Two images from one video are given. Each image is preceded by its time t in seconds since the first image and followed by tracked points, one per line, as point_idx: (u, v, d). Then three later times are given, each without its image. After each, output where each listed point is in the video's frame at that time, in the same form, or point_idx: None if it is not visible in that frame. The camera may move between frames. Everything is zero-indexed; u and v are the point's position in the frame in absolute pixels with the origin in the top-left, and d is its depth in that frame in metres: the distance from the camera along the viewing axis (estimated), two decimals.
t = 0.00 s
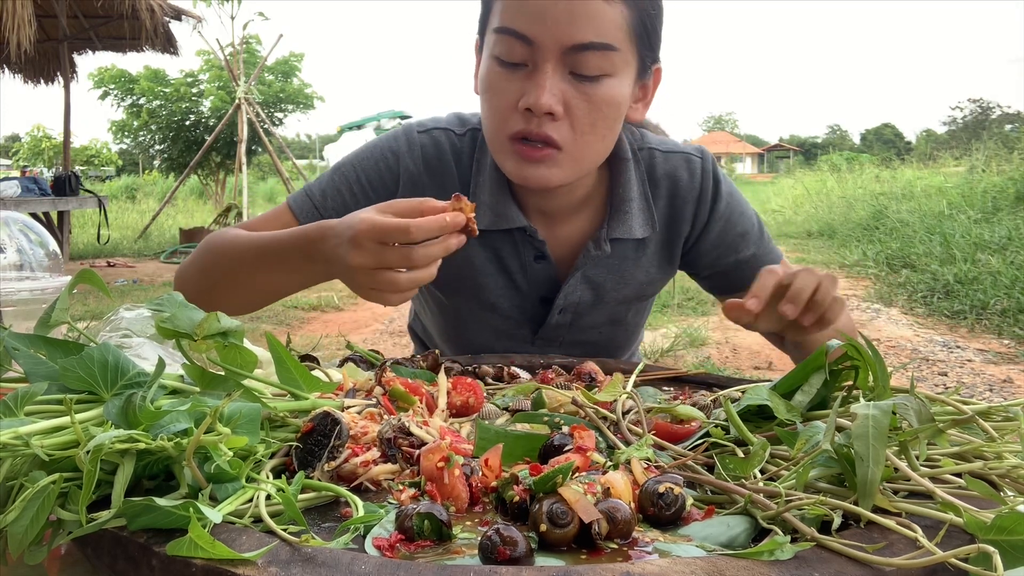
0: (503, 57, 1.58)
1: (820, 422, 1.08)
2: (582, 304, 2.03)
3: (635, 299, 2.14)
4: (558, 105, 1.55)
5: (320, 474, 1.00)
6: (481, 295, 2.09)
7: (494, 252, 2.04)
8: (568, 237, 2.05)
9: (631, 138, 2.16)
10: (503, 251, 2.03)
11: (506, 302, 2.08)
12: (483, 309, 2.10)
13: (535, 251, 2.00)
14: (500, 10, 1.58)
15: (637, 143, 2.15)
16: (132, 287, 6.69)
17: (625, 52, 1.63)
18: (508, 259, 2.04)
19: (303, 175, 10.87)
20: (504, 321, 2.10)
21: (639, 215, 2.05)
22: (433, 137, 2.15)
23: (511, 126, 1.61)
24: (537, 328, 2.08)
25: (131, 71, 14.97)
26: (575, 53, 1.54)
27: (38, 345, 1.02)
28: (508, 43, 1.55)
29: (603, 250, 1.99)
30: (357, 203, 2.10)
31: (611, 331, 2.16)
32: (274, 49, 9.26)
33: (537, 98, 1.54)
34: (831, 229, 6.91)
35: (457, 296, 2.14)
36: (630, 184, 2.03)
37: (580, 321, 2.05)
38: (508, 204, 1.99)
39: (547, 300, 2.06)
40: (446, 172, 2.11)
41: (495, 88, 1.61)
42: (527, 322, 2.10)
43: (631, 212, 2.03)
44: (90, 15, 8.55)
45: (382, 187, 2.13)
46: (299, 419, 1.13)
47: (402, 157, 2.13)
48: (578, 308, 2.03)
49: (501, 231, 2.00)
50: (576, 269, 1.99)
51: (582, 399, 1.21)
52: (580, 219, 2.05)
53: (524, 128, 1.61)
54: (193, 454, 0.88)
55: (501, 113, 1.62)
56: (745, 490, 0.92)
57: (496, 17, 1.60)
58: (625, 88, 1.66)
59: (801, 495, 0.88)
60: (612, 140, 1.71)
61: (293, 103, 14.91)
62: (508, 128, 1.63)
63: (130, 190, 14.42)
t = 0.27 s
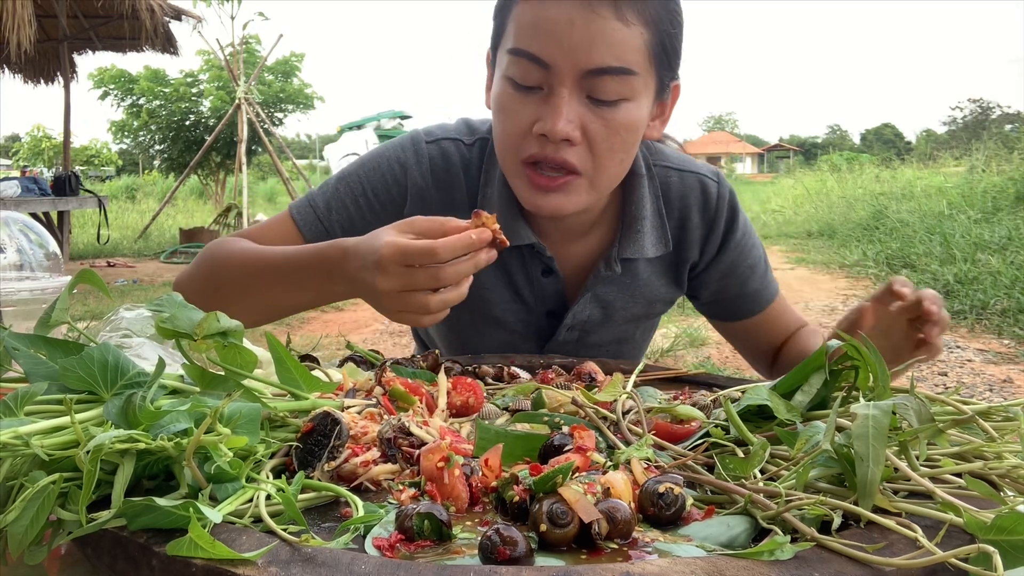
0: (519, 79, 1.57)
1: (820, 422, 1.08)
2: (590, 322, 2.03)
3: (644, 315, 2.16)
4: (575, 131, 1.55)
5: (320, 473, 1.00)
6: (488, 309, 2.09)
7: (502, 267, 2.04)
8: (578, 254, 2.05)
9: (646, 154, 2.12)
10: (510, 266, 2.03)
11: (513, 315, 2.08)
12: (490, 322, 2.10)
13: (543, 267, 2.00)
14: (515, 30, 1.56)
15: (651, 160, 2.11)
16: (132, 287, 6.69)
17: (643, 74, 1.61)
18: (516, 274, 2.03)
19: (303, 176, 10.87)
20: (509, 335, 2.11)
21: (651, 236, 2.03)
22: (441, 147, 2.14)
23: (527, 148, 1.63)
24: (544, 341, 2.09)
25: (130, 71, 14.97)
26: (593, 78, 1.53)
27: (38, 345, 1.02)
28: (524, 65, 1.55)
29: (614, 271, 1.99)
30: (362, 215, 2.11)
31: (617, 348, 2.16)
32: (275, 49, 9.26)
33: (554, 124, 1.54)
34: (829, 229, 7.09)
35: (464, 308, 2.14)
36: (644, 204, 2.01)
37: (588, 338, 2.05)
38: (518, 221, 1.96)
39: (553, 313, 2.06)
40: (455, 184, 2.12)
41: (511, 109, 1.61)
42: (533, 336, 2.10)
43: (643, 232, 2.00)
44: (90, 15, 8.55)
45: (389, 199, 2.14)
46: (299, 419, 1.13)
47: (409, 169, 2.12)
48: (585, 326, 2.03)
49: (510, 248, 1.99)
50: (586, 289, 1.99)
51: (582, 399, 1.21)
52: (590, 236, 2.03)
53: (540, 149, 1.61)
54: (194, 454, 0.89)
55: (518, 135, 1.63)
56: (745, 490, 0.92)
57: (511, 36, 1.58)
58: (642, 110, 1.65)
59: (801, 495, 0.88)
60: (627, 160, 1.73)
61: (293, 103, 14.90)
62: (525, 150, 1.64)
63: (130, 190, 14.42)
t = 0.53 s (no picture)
0: (528, 98, 1.56)
1: (820, 422, 1.08)
2: (592, 334, 2.02)
3: (646, 327, 2.15)
4: (583, 151, 1.53)
5: (320, 474, 1.00)
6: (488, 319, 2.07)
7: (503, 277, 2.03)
8: (579, 266, 2.03)
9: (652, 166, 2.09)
10: (511, 277, 2.01)
11: (514, 326, 2.06)
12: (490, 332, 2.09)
13: (545, 278, 1.97)
14: (525, 48, 1.57)
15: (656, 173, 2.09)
16: (132, 287, 6.69)
17: (653, 94, 1.61)
18: (518, 285, 2.01)
19: (303, 176, 10.88)
20: (510, 346, 2.09)
21: (656, 251, 2.00)
22: (443, 156, 2.14)
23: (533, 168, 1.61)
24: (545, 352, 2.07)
25: (131, 72, 14.98)
26: (603, 98, 1.53)
27: (37, 345, 1.02)
28: (533, 83, 1.54)
29: (617, 286, 1.97)
30: (361, 223, 2.10)
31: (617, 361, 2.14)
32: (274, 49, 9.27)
33: (562, 145, 1.52)
34: (830, 230, 7.27)
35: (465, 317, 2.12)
36: (649, 217, 1.98)
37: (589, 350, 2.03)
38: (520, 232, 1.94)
39: (556, 325, 2.04)
40: (456, 194, 2.11)
41: (518, 128, 1.60)
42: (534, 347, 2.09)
43: (649, 245, 1.98)
44: (90, 15, 8.55)
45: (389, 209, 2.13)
46: (299, 419, 1.13)
47: (410, 178, 2.12)
48: (588, 338, 2.01)
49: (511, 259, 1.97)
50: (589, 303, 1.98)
51: (582, 399, 1.21)
52: (593, 249, 2.01)
53: (547, 170, 1.59)
54: (193, 454, 0.89)
55: (524, 155, 1.61)
56: (745, 490, 0.92)
57: (520, 54, 1.59)
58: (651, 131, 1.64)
59: (801, 495, 0.88)
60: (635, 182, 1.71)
61: (293, 104, 14.91)
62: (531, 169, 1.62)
63: (130, 191, 14.42)
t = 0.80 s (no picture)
0: (524, 82, 1.55)
1: (820, 422, 1.08)
2: (592, 342, 2.01)
3: (645, 334, 2.15)
4: (574, 137, 1.49)
5: (320, 474, 1.00)
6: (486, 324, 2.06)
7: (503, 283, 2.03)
8: (575, 271, 2.03)
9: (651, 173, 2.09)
10: (510, 280, 2.01)
11: (513, 331, 2.06)
12: (489, 337, 2.08)
13: (543, 284, 1.97)
14: (522, 34, 1.57)
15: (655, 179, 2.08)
16: (132, 287, 6.69)
17: (648, 84, 1.60)
18: (517, 291, 2.01)
19: (304, 176, 10.89)
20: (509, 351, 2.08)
21: (655, 259, 2.00)
22: (442, 159, 2.14)
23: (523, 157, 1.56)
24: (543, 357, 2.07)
25: (131, 72, 14.98)
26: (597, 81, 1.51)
27: (38, 345, 1.02)
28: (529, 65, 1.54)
29: (616, 295, 1.96)
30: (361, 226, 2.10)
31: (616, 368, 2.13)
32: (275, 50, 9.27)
33: (553, 128, 1.48)
34: (829, 229, 7.28)
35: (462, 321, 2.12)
36: (649, 224, 1.98)
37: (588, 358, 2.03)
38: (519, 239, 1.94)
39: (554, 330, 2.03)
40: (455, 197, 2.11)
41: (509, 115, 1.57)
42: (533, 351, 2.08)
43: (648, 254, 1.98)
44: (90, 15, 8.55)
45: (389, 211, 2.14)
46: (299, 419, 1.13)
47: (410, 180, 2.12)
48: (587, 346, 2.01)
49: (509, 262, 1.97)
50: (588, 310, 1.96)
51: (582, 399, 1.21)
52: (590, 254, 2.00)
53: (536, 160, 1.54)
54: (193, 454, 0.88)
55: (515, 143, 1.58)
56: (745, 490, 0.92)
57: (516, 41, 1.59)
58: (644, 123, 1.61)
59: (801, 495, 0.88)
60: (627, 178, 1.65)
61: (293, 104, 14.92)
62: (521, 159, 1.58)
63: (130, 191, 14.43)
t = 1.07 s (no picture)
0: (527, 91, 1.55)
1: (820, 422, 1.08)
2: (597, 345, 2.01)
3: (649, 335, 2.15)
4: (581, 146, 1.51)
5: (320, 474, 1.00)
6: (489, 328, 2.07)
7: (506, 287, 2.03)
8: (578, 274, 2.02)
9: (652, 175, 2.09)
10: (513, 285, 2.01)
11: (515, 335, 2.06)
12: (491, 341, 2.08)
13: (545, 288, 1.97)
14: (524, 43, 1.57)
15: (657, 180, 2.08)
16: (132, 287, 6.69)
17: (652, 91, 1.60)
18: (519, 295, 2.01)
19: (303, 176, 10.88)
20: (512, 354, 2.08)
21: (658, 262, 2.01)
22: (443, 166, 2.14)
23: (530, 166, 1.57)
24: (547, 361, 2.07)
25: (131, 72, 14.98)
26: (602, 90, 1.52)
27: (38, 345, 1.02)
28: (533, 75, 1.54)
29: (620, 299, 1.96)
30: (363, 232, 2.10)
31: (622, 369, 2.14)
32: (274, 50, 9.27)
33: (560, 137, 1.49)
34: (830, 229, 7.32)
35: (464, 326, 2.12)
36: (651, 226, 1.98)
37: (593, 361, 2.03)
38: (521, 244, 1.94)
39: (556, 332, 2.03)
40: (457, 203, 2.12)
41: (514, 125, 1.57)
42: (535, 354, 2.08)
43: (651, 257, 1.98)
44: (90, 15, 8.55)
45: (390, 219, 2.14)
46: (299, 419, 1.13)
47: (412, 187, 2.13)
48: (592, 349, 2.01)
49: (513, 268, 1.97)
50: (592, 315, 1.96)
51: (582, 399, 1.21)
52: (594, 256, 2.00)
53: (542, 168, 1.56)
54: (193, 454, 0.89)
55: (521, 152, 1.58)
56: (745, 490, 0.92)
57: (518, 49, 1.59)
58: (649, 130, 1.62)
59: (801, 495, 0.88)
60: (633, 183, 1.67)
61: (293, 103, 14.92)
62: (528, 167, 1.59)
63: (130, 191, 14.43)
